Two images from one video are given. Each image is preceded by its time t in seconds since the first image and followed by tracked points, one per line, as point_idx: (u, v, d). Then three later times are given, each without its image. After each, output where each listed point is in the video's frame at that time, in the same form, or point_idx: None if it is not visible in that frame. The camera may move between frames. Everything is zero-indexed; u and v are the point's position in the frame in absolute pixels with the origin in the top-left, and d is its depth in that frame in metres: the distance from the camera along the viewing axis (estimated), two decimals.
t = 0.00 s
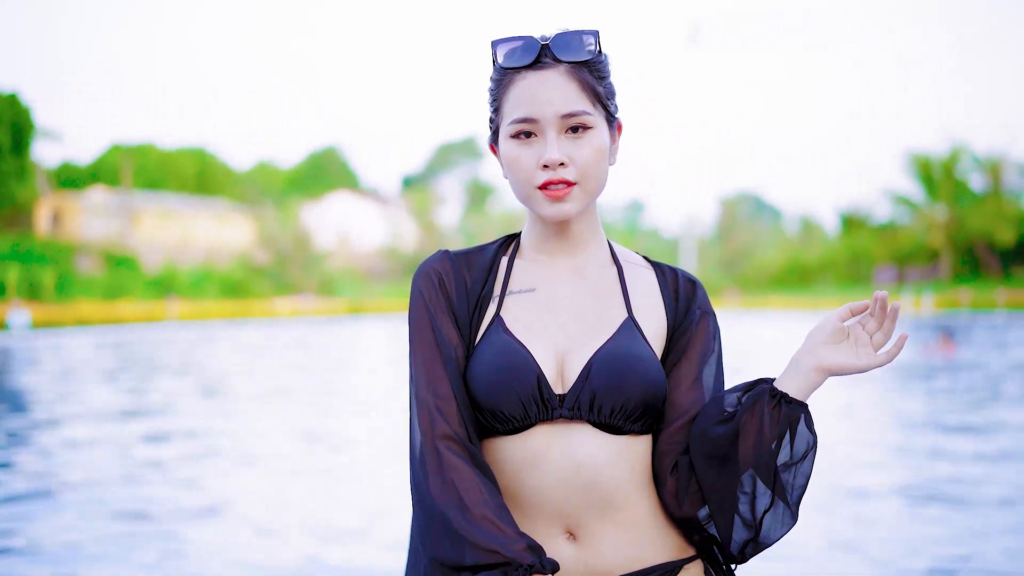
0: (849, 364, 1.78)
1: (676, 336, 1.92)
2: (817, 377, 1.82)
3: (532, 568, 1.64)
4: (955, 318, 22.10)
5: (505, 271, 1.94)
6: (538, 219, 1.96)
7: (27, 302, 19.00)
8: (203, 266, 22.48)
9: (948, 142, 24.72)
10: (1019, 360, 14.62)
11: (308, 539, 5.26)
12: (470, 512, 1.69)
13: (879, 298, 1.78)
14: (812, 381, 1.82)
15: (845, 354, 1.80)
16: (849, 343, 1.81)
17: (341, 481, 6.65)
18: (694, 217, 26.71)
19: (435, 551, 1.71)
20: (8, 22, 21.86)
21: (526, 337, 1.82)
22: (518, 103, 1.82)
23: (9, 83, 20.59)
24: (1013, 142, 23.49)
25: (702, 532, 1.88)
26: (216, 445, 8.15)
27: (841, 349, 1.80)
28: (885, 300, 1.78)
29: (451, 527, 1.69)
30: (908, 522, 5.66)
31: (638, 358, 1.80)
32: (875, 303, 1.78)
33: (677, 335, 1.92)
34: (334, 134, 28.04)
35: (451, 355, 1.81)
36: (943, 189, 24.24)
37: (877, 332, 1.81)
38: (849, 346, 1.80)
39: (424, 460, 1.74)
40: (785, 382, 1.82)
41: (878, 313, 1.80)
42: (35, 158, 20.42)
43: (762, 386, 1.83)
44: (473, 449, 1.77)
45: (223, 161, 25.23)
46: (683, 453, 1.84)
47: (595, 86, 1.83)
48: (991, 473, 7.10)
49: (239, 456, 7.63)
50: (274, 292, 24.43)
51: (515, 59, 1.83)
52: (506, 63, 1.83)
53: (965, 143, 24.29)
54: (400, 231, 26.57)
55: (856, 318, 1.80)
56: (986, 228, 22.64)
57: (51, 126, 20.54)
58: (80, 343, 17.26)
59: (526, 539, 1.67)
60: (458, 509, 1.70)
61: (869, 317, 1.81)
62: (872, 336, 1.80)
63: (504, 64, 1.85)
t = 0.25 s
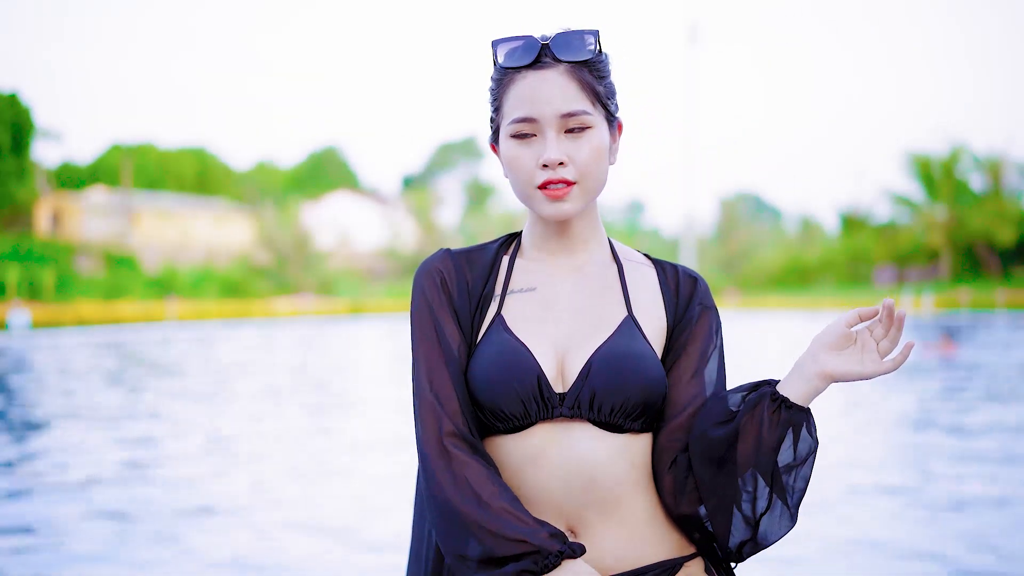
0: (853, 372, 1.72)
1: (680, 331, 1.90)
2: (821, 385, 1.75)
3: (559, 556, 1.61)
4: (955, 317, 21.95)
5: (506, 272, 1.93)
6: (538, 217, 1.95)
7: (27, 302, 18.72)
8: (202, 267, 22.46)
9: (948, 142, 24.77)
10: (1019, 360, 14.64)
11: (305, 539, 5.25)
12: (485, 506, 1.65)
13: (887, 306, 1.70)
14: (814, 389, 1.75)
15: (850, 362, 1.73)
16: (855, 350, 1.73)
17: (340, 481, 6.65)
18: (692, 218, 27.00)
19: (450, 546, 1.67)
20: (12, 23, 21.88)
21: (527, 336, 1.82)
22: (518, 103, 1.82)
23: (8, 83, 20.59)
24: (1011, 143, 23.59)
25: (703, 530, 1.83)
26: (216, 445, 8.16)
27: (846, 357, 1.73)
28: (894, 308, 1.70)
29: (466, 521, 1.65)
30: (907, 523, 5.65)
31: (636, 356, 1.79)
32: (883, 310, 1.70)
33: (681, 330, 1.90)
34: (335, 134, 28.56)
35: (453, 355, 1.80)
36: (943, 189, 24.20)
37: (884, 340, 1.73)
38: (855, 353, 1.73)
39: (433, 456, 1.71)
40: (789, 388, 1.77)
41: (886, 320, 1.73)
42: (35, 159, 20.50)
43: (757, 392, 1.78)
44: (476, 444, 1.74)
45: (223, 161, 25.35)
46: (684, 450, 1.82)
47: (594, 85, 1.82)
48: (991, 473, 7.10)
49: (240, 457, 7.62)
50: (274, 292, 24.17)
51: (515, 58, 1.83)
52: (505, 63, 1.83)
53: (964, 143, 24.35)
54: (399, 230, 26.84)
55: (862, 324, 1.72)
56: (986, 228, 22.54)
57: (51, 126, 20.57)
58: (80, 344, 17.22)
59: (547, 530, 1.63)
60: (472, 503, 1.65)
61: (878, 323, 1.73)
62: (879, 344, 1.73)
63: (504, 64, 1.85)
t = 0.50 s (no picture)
0: (847, 380, 1.62)
1: (684, 325, 1.88)
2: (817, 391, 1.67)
3: (584, 538, 1.61)
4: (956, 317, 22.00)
5: (507, 271, 1.93)
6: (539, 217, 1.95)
7: (28, 302, 18.68)
8: (202, 266, 22.43)
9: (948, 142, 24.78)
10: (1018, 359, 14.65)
11: (305, 539, 5.24)
12: (497, 496, 1.63)
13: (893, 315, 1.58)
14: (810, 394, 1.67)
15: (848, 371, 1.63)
16: (856, 358, 1.63)
17: (338, 482, 6.64)
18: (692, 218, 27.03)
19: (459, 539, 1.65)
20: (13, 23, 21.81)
21: (527, 334, 1.82)
22: (516, 102, 1.81)
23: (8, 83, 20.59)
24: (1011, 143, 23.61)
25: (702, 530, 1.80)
26: (216, 445, 8.16)
27: (843, 364, 1.63)
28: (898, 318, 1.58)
29: (474, 514, 1.63)
30: (907, 523, 5.64)
31: (635, 354, 1.78)
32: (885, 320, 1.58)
33: (685, 325, 1.89)
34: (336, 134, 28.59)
35: (455, 352, 1.80)
36: (944, 189, 24.21)
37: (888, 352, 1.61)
38: (855, 361, 1.63)
39: (437, 451, 1.69)
40: (785, 393, 1.69)
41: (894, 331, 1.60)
42: (35, 159, 20.53)
43: (750, 398, 1.71)
44: (479, 437, 1.73)
45: (223, 160, 25.36)
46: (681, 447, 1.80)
47: (591, 85, 1.81)
48: (991, 473, 7.10)
49: (239, 457, 7.61)
50: (275, 292, 24.02)
51: (513, 58, 1.83)
52: (504, 63, 1.82)
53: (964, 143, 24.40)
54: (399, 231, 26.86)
55: (865, 332, 1.62)
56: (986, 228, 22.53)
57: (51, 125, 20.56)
58: (79, 344, 17.19)
59: (564, 515, 1.62)
60: (481, 494, 1.63)
61: (881, 333, 1.62)
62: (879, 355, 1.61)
63: (502, 64, 1.85)
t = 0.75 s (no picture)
0: (833, 385, 1.58)
1: (686, 323, 1.87)
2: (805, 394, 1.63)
3: (602, 519, 1.62)
4: (956, 318, 22.03)
5: (510, 270, 1.93)
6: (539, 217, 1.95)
7: (28, 302, 18.71)
8: (203, 266, 22.44)
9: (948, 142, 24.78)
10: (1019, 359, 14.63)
11: (303, 539, 5.25)
12: (506, 487, 1.63)
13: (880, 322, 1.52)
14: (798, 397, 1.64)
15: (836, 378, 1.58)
16: (845, 363, 1.59)
17: (337, 482, 6.64)
18: (692, 217, 26.99)
19: (469, 532, 1.66)
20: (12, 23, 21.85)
21: (529, 333, 1.82)
22: (512, 103, 1.82)
23: (8, 83, 20.62)
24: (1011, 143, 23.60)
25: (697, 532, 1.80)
26: (215, 445, 8.16)
27: (831, 368, 1.59)
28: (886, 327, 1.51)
29: (487, 508, 1.63)
30: (905, 523, 5.65)
31: (636, 353, 1.78)
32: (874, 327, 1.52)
33: (686, 322, 1.88)
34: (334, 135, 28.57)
35: (457, 350, 1.80)
36: (943, 189, 24.21)
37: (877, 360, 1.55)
38: (844, 365, 1.59)
39: (444, 447, 1.69)
40: (771, 396, 1.66)
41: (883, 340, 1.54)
42: (35, 158, 20.54)
43: (734, 401, 1.69)
44: (482, 433, 1.73)
45: (223, 160, 25.37)
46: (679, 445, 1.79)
47: (587, 84, 1.81)
48: (990, 472, 7.10)
49: (239, 456, 7.61)
50: (275, 292, 24.05)
51: (510, 60, 1.83)
52: (502, 64, 1.83)
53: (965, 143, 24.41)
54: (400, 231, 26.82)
55: (855, 337, 1.57)
56: (986, 228, 22.55)
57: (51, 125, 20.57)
58: (80, 344, 17.21)
59: (576, 500, 1.63)
60: (489, 486, 1.63)
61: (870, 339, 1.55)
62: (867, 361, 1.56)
63: (500, 66, 1.85)
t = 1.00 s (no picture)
0: (803, 388, 1.58)
1: (686, 322, 1.86)
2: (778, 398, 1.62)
3: (608, 515, 1.66)
4: (957, 318, 22.04)
5: (512, 270, 1.94)
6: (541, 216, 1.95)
7: (29, 302, 18.69)
8: (203, 266, 22.42)
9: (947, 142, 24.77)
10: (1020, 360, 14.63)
11: (303, 539, 5.24)
12: (510, 485, 1.64)
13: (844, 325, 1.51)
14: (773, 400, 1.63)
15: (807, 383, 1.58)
16: (815, 363, 1.58)
17: (338, 482, 6.64)
18: (692, 217, 26.98)
19: (473, 532, 1.66)
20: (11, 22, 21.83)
21: (532, 334, 1.82)
22: (511, 104, 1.82)
23: (8, 83, 20.61)
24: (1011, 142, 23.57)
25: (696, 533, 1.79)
26: (216, 445, 8.15)
27: (801, 369, 1.59)
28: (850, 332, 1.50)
29: (491, 506, 1.64)
30: (906, 523, 5.64)
31: (637, 351, 1.78)
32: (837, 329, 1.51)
33: (685, 320, 1.87)
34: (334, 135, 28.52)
35: (460, 351, 1.80)
36: (943, 189, 24.20)
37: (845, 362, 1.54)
38: (815, 366, 1.58)
39: (447, 448, 1.69)
40: (746, 400, 1.65)
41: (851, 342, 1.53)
42: (35, 159, 20.52)
43: (707, 404, 1.68)
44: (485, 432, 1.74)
45: (223, 161, 25.31)
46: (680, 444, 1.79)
47: (585, 85, 1.80)
48: (990, 472, 7.11)
49: (239, 456, 7.61)
50: (275, 292, 24.04)
51: (509, 61, 1.83)
52: (500, 66, 1.83)
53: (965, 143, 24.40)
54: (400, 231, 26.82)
55: (824, 338, 1.56)
56: (986, 229, 22.55)
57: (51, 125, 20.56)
58: (80, 344, 17.20)
59: (580, 497, 1.65)
60: (493, 484, 1.64)
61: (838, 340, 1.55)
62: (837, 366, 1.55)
63: (499, 68, 1.85)
